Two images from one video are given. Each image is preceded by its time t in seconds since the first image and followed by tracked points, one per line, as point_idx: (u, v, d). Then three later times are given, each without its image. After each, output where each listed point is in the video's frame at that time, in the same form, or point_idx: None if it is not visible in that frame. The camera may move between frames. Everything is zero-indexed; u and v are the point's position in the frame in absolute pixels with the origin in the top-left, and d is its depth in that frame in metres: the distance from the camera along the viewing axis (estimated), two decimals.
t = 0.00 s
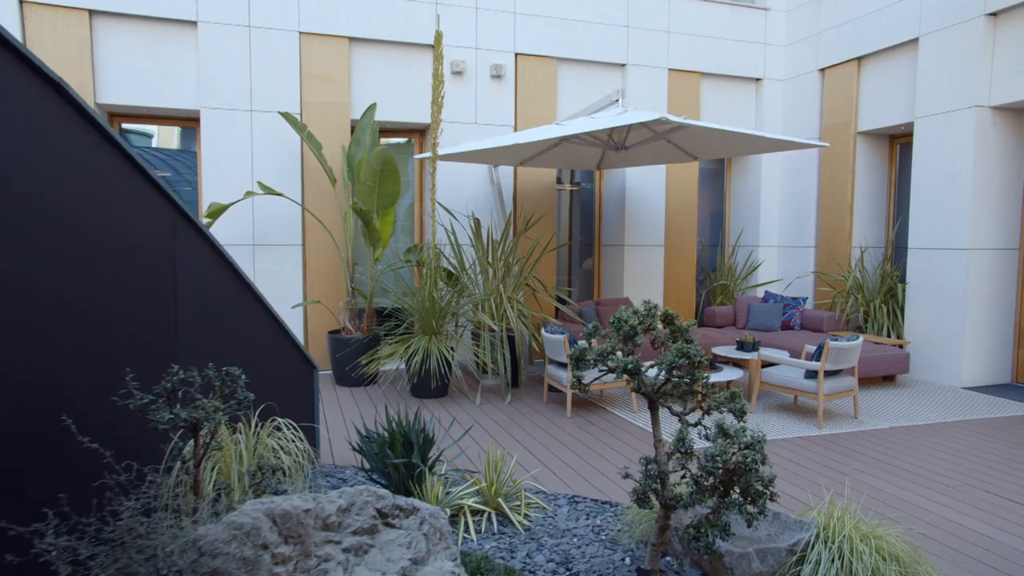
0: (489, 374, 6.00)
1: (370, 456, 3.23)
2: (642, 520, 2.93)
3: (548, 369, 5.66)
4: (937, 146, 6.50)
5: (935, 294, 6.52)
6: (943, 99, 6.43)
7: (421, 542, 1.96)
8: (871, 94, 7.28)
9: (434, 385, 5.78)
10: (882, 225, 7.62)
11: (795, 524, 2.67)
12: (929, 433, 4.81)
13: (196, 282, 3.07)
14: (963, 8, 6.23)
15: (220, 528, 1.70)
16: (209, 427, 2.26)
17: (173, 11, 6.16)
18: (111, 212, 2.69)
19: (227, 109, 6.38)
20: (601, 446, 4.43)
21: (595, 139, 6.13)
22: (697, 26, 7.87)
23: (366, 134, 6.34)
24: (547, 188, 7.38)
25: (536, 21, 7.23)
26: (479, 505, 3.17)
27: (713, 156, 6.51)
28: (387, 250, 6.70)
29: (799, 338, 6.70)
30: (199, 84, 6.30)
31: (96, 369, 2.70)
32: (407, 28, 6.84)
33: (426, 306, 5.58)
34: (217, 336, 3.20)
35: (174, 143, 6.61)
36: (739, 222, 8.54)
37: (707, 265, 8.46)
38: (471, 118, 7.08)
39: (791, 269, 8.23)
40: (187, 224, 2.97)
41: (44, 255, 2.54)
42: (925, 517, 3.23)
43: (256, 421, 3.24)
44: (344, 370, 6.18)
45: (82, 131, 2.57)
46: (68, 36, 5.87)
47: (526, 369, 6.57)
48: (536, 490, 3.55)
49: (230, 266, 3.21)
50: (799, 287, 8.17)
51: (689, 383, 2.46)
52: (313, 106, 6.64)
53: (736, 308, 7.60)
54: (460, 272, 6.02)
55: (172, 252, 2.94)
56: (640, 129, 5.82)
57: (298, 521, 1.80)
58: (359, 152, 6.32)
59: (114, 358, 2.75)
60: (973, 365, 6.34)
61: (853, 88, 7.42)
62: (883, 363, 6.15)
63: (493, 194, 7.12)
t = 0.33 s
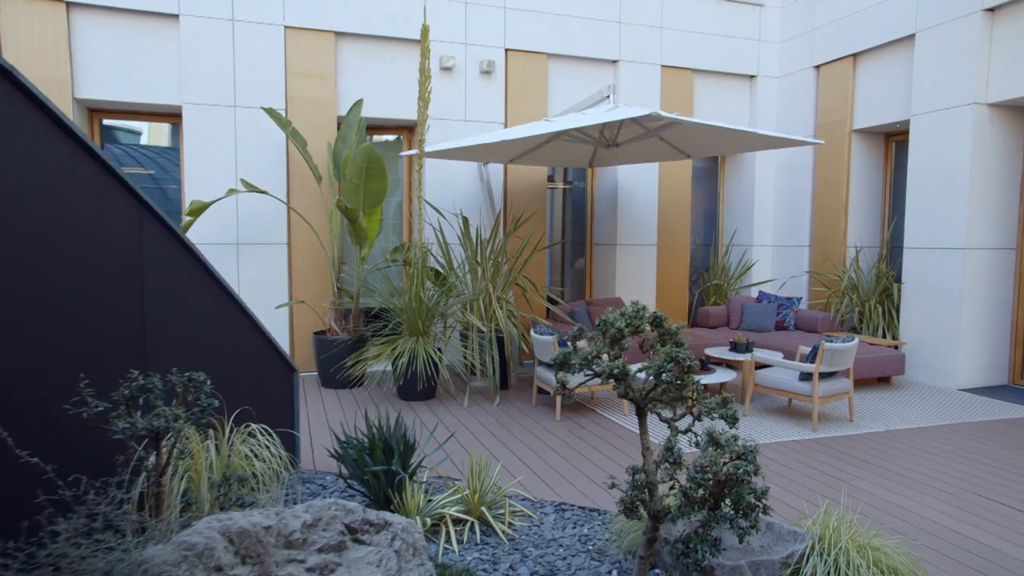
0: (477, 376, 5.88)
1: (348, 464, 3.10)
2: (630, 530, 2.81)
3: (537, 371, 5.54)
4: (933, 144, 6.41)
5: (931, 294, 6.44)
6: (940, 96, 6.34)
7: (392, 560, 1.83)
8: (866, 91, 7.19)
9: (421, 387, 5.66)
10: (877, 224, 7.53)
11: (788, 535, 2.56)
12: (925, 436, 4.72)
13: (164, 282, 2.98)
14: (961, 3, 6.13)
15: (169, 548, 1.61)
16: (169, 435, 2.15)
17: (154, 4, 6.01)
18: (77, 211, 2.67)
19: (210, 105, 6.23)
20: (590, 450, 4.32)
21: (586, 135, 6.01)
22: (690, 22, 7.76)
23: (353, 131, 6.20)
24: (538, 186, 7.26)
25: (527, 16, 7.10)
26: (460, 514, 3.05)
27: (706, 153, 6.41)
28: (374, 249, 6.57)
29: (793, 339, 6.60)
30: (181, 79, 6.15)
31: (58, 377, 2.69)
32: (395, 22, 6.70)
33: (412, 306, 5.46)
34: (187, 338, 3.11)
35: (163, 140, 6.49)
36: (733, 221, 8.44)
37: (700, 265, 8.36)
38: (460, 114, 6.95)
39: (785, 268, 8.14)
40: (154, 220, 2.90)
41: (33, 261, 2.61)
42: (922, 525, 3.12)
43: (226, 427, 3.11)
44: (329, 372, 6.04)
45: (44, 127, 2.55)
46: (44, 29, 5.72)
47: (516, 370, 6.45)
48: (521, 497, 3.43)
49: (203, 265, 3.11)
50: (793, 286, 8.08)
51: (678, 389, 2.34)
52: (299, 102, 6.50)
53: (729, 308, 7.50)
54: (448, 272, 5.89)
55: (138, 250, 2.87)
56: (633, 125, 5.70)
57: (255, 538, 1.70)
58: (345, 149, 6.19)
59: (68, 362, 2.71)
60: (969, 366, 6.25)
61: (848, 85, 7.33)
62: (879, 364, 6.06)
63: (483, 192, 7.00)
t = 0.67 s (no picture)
0: (465, 378, 5.75)
1: (324, 474, 2.97)
2: (616, 542, 2.69)
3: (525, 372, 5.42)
4: (929, 141, 6.31)
5: (926, 292, 6.34)
6: (935, 93, 6.23)
7: None
8: (861, 87, 7.09)
9: (407, 390, 5.53)
10: (871, 222, 7.44)
11: (781, 548, 2.45)
12: (922, 439, 4.61)
13: (145, 295, 2.91)
14: None
15: None
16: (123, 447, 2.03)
17: None
18: (74, 234, 2.64)
19: (192, 101, 6.08)
20: (578, 454, 4.21)
21: (577, 132, 5.89)
22: (683, 18, 7.64)
23: (338, 128, 6.06)
24: (528, 183, 7.14)
25: (517, 11, 6.96)
26: (441, 526, 2.92)
27: (700, 151, 6.29)
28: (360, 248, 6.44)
29: (788, 339, 6.50)
30: (162, 74, 6.00)
31: (1, 385, 2.53)
32: (382, 17, 6.57)
33: (398, 307, 5.33)
34: (154, 340, 2.96)
35: (155, 137, 6.34)
36: (726, 219, 8.34)
37: (694, 263, 8.25)
38: (448, 111, 6.82)
39: (779, 267, 8.04)
40: (117, 218, 2.76)
41: (36, 284, 2.58)
42: (920, 535, 3.02)
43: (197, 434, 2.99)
44: (313, 375, 5.92)
45: (30, 152, 2.50)
46: (21, 23, 5.57)
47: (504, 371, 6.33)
48: (504, 506, 3.31)
49: (170, 264, 2.98)
50: (787, 286, 7.98)
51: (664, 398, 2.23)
52: (283, 98, 6.36)
53: (723, 308, 7.40)
54: (435, 272, 5.77)
55: (101, 250, 2.73)
56: (623, 122, 5.58)
57: (201, 563, 1.62)
58: (330, 146, 6.05)
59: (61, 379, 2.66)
60: (965, 367, 6.15)
61: (843, 81, 7.22)
62: (874, 365, 5.95)
63: (472, 190, 6.87)
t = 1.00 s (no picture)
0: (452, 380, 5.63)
1: (296, 485, 2.84)
2: (600, 555, 2.57)
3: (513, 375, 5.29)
4: (924, 137, 6.20)
5: (921, 291, 6.24)
6: (930, 89, 6.13)
7: None
8: (856, 83, 6.98)
9: (392, 393, 5.42)
10: (866, 220, 7.33)
11: (770, 564, 2.34)
12: (917, 443, 4.50)
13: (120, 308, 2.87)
14: None
15: None
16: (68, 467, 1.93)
17: None
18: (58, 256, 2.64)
19: (173, 98, 5.94)
20: (564, 460, 4.11)
21: (566, 129, 5.77)
22: (676, 13, 7.52)
23: (323, 125, 5.93)
24: (518, 181, 7.02)
25: (506, 5, 6.83)
26: (417, 538, 2.81)
27: (692, 148, 6.17)
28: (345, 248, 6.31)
29: (782, 339, 6.39)
30: (142, 71, 5.86)
31: None
32: (367, 12, 6.42)
33: (384, 307, 5.21)
34: (127, 348, 2.91)
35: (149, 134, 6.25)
36: (720, 217, 8.23)
37: (687, 262, 8.14)
38: (436, 108, 6.69)
39: (774, 266, 7.93)
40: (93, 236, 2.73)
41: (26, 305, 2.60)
42: (915, 545, 2.91)
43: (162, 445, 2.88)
44: (297, 377, 5.79)
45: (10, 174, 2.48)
46: None
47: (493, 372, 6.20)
48: (486, 516, 3.19)
49: (127, 260, 2.86)
50: (781, 284, 7.88)
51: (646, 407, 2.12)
52: (267, 94, 6.22)
53: (717, 307, 7.29)
54: (422, 272, 5.64)
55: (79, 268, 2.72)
56: (613, 118, 5.46)
57: None
58: (314, 143, 5.92)
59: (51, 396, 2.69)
60: (961, 367, 6.05)
61: (838, 78, 7.11)
62: (869, 365, 5.85)
63: (460, 188, 6.74)
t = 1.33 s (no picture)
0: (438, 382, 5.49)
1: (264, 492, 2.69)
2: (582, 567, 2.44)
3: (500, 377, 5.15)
4: (920, 134, 6.09)
5: (916, 290, 6.13)
6: (926, 85, 6.02)
7: None
8: (851, 80, 6.88)
9: (375, 395, 5.29)
10: (862, 218, 7.22)
11: None
12: (913, 446, 4.38)
13: (95, 312, 2.80)
14: None
15: None
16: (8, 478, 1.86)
17: None
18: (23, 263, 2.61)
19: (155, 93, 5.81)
20: (550, 464, 3.98)
21: (556, 125, 5.65)
22: (668, 9, 7.40)
23: (307, 121, 5.79)
24: (508, 179, 6.89)
25: None
26: (390, 549, 2.67)
27: (685, 144, 6.05)
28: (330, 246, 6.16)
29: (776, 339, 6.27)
30: (120, 65, 5.71)
31: None
32: (353, 5, 6.28)
33: (368, 306, 5.05)
34: (109, 351, 2.85)
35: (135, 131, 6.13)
36: (714, 216, 8.12)
37: (681, 261, 8.02)
38: (424, 104, 6.56)
39: (768, 265, 7.82)
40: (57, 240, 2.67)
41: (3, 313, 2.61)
42: (909, 554, 2.80)
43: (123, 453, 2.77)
44: (279, 380, 5.66)
45: None
46: None
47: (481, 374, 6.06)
48: (465, 524, 3.06)
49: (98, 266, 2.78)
50: (776, 284, 7.78)
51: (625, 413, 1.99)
52: (250, 89, 6.08)
53: (710, 307, 7.18)
54: (408, 272, 5.50)
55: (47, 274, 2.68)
56: (603, 113, 5.33)
57: None
58: (298, 139, 5.78)
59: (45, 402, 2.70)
60: (957, 368, 5.94)
61: (833, 74, 7.00)
62: (864, 366, 5.74)
63: (449, 185, 6.60)
